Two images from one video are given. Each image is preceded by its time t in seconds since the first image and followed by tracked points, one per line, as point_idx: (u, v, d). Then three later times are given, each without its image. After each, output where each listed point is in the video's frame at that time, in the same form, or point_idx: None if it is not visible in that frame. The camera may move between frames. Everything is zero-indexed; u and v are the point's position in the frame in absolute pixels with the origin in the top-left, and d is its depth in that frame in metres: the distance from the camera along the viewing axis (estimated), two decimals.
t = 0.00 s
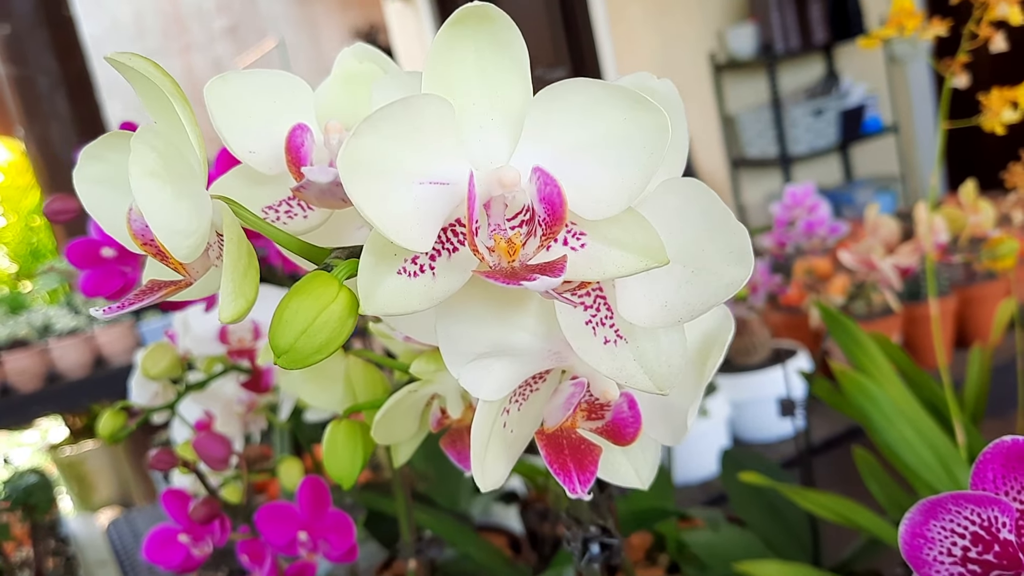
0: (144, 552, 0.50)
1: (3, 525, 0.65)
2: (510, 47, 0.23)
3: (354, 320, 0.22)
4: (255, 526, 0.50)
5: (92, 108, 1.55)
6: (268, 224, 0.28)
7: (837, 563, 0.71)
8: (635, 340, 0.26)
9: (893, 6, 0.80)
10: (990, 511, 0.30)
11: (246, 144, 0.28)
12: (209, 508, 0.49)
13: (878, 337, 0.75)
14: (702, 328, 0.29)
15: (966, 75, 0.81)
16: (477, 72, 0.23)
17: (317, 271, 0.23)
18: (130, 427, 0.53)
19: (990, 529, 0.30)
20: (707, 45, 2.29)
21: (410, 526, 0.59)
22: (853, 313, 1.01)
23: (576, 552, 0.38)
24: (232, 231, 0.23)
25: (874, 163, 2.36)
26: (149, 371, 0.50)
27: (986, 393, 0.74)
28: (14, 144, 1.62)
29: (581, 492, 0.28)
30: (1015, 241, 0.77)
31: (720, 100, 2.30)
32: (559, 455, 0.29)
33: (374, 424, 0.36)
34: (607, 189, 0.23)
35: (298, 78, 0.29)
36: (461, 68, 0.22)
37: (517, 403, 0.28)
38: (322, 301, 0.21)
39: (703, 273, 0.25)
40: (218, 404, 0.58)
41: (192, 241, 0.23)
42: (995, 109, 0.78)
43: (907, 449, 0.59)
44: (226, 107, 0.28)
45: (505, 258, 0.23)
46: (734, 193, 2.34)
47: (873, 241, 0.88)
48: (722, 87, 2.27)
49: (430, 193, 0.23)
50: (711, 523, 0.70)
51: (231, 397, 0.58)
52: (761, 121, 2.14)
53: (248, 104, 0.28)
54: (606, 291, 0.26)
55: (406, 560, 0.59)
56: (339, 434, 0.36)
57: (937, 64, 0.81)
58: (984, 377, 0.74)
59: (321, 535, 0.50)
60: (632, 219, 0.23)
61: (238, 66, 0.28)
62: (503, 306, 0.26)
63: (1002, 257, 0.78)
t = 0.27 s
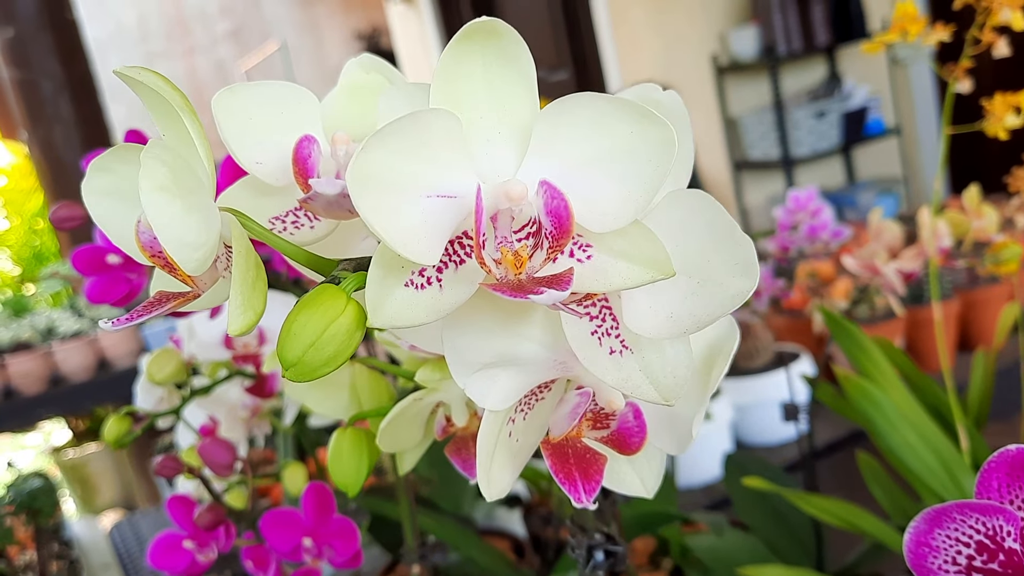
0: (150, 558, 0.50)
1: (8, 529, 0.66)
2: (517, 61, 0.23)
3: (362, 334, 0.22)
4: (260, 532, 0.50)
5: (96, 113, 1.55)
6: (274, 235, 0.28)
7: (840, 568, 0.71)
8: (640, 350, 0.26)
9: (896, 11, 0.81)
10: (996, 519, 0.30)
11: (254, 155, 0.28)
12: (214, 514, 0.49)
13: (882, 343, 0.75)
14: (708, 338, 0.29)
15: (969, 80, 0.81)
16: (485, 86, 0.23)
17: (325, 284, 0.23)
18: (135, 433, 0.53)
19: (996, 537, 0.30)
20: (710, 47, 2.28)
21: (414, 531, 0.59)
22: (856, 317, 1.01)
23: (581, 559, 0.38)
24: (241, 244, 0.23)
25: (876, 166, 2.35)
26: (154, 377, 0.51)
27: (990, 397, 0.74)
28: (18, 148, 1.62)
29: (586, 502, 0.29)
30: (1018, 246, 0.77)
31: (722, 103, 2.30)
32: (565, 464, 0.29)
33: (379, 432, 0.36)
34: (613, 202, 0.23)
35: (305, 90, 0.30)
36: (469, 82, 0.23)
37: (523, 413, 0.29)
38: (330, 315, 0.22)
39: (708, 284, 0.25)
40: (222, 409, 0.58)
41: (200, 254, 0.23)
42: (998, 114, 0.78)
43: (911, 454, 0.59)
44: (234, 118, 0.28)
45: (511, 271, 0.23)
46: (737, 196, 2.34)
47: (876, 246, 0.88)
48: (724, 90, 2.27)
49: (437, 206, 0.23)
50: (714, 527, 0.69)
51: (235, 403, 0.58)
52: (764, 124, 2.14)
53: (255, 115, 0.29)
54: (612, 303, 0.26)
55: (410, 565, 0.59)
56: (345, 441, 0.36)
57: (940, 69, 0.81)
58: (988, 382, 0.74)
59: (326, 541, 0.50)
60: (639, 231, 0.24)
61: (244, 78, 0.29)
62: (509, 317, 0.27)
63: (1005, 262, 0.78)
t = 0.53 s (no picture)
0: (151, 560, 0.50)
1: (8, 531, 0.65)
2: (519, 64, 0.23)
3: (364, 338, 0.22)
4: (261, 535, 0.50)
5: (98, 114, 1.55)
6: (276, 238, 0.28)
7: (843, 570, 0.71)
8: (643, 355, 0.26)
9: (898, 12, 0.80)
10: (1000, 525, 0.29)
11: (255, 159, 0.28)
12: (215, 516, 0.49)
13: (884, 345, 0.75)
14: (711, 342, 0.29)
15: (971, 82, 0.80)
16: (488, 89, 0.23)
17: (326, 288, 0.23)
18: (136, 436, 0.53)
19: (1000, 543, 0.30)
20: (711, 49, 2.25)
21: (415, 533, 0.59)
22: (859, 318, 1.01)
23: (584, 563, 0.38)
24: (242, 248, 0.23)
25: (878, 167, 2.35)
26: (155, 380, 0.50)
27: (993, 399, 0.73)
28: (20, 150, 1.62)
29: (589, 507, 0.28)
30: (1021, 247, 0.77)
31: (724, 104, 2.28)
32: (567, 468, 0.29)
33: (381, 436, 0.36)
34: (616, 205, 0.23)
35: (307, 93, 0.30)
36: (471, 85, 0.23)
37: (525, 417, 0.28)
38: (331, 319, 0.21)
39: (712, 288, 0.25)
40: (223, 412, 0.58)
41: (202, 259, 0.23)
42: (1001, 116, 0.78)
43: (913, 456, 0.59)
44: (235, 121, 0.28)
45: (513, 275, 0.23)
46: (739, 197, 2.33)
47: (878, 248, 0.88)
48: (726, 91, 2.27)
49: (439, 210, 0.23)
50: (717, 530, 0.69)
51: (237, 405, 0.58)
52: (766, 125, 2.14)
53: (256, 118, 0.29)
54: (615, 307, 0.26)
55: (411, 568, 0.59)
56: (346, 444, 0.36)
57: (942, 70, 0.81)
58: (991, 385, 0.74)
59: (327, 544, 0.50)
60: (642, 235, 0.23)
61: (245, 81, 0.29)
62: (511, 321, 0.27)
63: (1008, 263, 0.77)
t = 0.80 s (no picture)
0: (154, 560, 0.51)
1: (10, 531, 0.66)
2: (521, 64, 0.23)
3: (367, 336, 0.22)
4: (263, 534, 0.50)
5: (98, 115, 1.55)
6: (280, 237, 0.28)
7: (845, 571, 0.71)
8: (645, 353, 0.26)
9: (898, 12, 0.80)
10: (1001, 522, 0.30)
11: (258, 159, 0.28)
12: (217, 517, 0.49)
13: (885, 344, 0.75)
14: (713, 341, 0.29)
15: (973, 81, 0.80)
16: (491, 89, 0.23)
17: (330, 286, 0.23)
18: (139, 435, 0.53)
19: (1001, 540, 0.30)
20: (711, 49, 2.24)
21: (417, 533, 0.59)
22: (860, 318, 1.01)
23: (585, 562, 0.38)
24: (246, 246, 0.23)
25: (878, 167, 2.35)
26: (158, 379, 0.51)
27: (993, 399, 0.74)
28: (20, 150, 1.62)
29: (591, 505, 0.29)
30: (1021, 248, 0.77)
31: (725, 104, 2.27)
32: (569, 466, 0.29)
33: (383, 435, 0.36)
34: (618, 204, 0.23)
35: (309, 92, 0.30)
36: (474, 86, 0.23)
37: (527, 415, 0.29)
38: (335, 318, 0.21)
39: (713, 286, 0.25)
40: (225, 411, 0.58)
41: (206, 257, 0.23)
42: (1001, 115, 0.78)
43: (914, 455, 0.59)
44: (238, 121, 0.28)
45: (516, 273, 0.23)
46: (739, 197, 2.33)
47: (879, 248, 0.88)
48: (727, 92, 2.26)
49: (443, 209, 0.23)
50: (718, 530, 0.69)
51: (238, 405, 0.58)
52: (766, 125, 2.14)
53: (261, 118, 0.29)
54: (617, 305, 0.26)
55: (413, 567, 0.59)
56: (349, 442, 0.36)
57: (943, 70, 0.81)
58: (991, 385, 0.74)
59: (329, 544, 0.50)
60: (645, 234, 0.24)
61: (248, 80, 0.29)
62: (513, 319, 0.27)
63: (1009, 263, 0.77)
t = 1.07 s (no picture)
0: (155, 560, 0.51)
1: (11, 530, 0.66)
2: (519, 65, 0.23)
3: (367, 336, 0.22)
4: (264, 533, 0.51)
5: (98, 115, 1.55)
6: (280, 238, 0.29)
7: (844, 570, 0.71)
8: (642, 353, 0.26)
9: (898, 12, 0.81)
10: (996, 521, 0.30)
11: (259, 160, 0.28)
12: (218, 517, 0.49)
13: (884, 344, 0.75)
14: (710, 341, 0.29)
15: (971, 82, 0.81)
16: (490, 91, 0.23)
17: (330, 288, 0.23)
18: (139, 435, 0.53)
19: (996, 539, 0.30)
20: (711, 49, 2.24)
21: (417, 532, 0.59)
22: (859, 317, 1.01)
23: (583, 561, 0.38)
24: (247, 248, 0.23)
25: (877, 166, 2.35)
26: (158, 380, 0.51)
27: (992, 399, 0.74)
28: (21, 151, 1.62)
29: (588, 504, 0.29)
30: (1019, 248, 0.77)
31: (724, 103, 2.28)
32: (567, 465, 0.29)
33: (383, 435, 0.36)
34: (615, 205, 0.24)
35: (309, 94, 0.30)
36: (473, 88, 0.23)
37: (525, 415, 0.29)
38: (335, 319, 0.22)
39: (710, 287, 0.26)
40: (225, 411, 0.58)
41: (206, 259, 0.23)
42: (1000, 115, 0.78)
43: (912, 454, 0.59)
44: (238, 123, 0.28)
45: (514, 274, 0.23)
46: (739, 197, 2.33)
47: (877, 248, 0.88)
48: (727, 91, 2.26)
49: (442, 211, 0.23)
50: (717, 529, 0.69)
51: (239, 405, 0.58)
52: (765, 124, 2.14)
53: (263, 119, 0.29)
54: (615, 306, 0.26)
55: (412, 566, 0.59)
56: (349, 442, 0.36)
57: (941, 70, 0.81)
58: (989, 385, 0.74)
59: (329, 543, 0.50)
60: (642, 235, 0.24)
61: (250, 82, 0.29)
62: (511, 319, 0.27)
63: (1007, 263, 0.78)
